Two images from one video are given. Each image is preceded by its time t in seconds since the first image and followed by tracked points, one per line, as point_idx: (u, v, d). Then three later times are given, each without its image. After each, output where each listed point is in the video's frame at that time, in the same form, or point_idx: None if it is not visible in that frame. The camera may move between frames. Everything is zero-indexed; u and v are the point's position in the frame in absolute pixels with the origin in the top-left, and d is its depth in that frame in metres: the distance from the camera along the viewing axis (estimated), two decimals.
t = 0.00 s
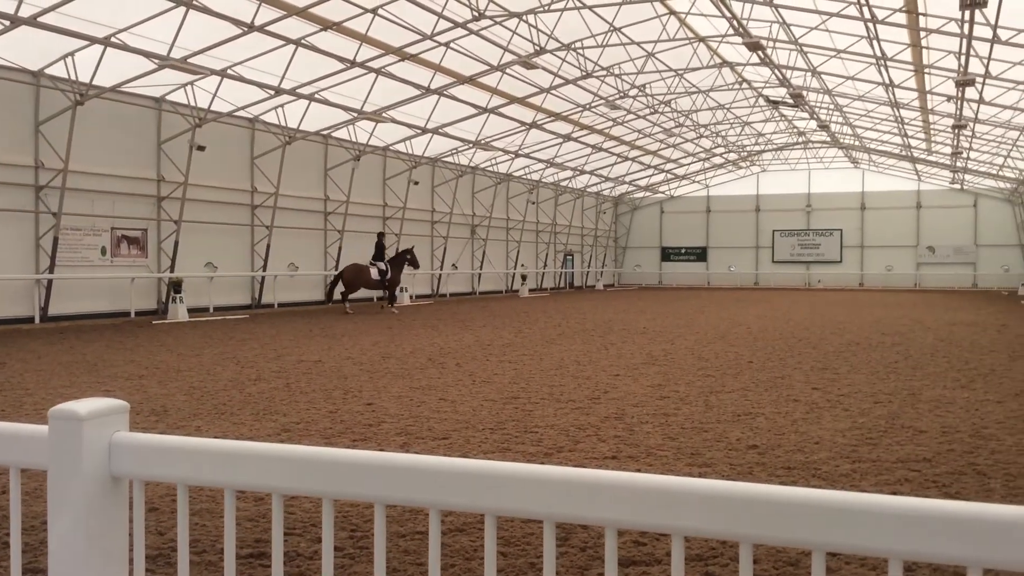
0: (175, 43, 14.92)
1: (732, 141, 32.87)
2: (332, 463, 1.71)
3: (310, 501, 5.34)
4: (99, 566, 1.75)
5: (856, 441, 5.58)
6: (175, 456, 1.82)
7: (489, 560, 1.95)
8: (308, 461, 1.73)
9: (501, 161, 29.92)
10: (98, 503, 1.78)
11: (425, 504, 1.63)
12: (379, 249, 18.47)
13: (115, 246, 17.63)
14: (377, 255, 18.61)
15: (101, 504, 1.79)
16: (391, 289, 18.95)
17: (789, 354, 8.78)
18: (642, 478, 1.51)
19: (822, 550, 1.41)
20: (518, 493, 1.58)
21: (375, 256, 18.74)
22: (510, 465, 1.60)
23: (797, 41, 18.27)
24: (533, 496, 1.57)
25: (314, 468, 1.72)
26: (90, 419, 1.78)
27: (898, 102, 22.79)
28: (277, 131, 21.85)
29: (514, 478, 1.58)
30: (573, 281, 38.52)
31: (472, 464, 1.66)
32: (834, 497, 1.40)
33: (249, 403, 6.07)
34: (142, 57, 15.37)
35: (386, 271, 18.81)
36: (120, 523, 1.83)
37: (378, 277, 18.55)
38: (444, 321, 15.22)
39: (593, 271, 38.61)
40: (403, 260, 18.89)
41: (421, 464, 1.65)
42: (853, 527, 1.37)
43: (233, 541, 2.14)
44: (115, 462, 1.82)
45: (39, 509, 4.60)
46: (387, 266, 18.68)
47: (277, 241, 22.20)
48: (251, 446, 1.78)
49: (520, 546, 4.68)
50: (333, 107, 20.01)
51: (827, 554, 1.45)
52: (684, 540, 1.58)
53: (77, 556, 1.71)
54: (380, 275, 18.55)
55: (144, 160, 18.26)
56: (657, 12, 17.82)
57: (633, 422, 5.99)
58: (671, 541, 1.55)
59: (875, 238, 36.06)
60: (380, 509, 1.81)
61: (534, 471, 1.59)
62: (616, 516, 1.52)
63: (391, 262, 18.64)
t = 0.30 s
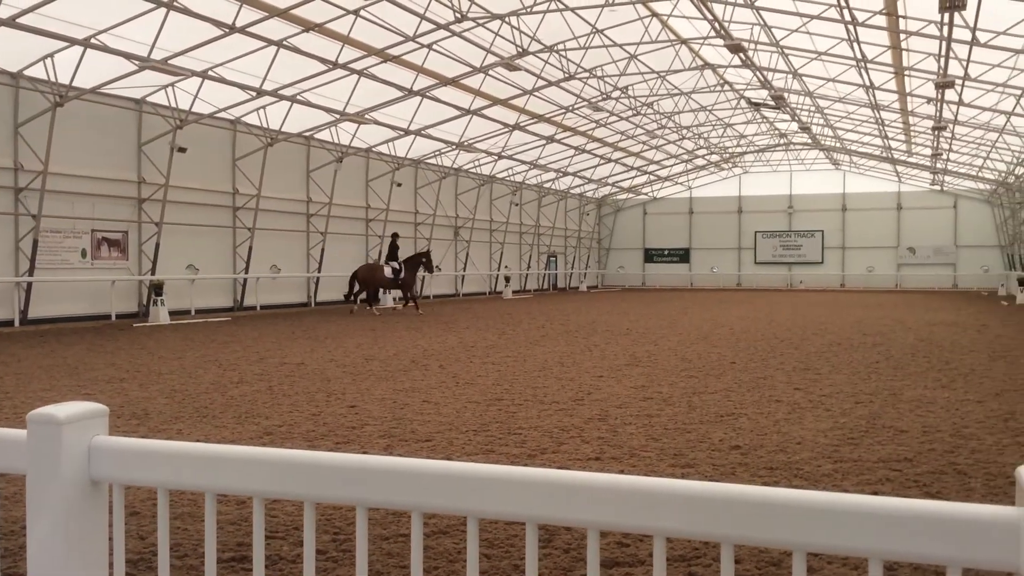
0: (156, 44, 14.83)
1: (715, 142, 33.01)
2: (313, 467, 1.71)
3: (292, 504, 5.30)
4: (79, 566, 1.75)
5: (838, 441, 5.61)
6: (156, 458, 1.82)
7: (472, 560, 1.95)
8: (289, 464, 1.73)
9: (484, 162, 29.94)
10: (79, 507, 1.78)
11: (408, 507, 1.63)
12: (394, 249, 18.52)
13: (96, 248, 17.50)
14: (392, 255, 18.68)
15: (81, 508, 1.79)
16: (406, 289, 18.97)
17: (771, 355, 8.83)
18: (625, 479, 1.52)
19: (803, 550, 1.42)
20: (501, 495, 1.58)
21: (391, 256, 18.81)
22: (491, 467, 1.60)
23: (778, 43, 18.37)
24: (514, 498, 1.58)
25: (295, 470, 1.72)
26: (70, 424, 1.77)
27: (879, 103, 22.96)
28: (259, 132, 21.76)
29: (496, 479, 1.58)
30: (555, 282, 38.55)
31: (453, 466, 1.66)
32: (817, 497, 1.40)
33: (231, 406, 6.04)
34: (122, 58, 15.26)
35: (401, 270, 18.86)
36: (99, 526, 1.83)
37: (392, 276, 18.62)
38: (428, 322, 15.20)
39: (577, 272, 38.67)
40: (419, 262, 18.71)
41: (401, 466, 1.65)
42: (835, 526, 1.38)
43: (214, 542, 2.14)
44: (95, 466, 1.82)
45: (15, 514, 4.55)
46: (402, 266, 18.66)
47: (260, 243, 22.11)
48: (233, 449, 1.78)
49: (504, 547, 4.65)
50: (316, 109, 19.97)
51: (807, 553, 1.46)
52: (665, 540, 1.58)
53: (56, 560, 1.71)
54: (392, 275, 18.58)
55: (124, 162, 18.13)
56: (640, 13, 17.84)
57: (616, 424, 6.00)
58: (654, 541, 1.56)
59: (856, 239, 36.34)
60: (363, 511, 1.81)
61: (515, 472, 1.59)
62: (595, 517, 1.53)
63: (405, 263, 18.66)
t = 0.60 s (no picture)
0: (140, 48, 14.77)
1: (700, 146, 33.12)
2: (297, 472, 1.72)
3: (277, 510, 5.27)
4: (62, 567, 1.75)
5: (823, 443, 5.64)
6: (140, 463, 1.82)
7: (454, 563, 1.96)
8: (273, 468, 1.74)
9: (471, 166, 29.98)
10: (62, 512, 1.77)
11: (395, 513, 1.63)
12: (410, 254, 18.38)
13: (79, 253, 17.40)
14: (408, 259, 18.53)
15: (64, 513, 1.79)
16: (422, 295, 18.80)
17: (757, 357, 8.88)
18: (610, 483, 1.53)
19: (787, 554, 1.43)
20: (487, 498, 1.59)
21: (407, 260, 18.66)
22: (475, 473, 1.61)
23: (763, 48, 18.44)
24: (499, 502, 1.58)
25: (280, 475, 1.73)
26: (53, 428, 1.77)
27: (863, 107, 23.08)
28: (244, 136, 21.71)
29: (481, 483, 1.59)
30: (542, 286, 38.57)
31: (435, 471, 1.67)
32: (801, 500, 1.42)
33: (216, 411, 6.02)
34: (106, 61, 15.19)
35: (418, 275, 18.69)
36: (83, 531, 1.83)
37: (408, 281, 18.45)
38: (415, 326, 15.17)
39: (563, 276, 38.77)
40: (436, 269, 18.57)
41: (388, 471, 1.65)
42: (820, 529, 1.40)
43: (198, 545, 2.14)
44: (78, 472, 1.82)
45: None
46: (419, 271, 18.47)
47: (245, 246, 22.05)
48: (216, 455, 1.78)
49: (489, 551, 4.64)
50: (302, 112, 19.96)
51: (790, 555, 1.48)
52: (650, 544, 1.60)
53: (39, 561, 1.70)
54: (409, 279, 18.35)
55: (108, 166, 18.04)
56: (626, 17, 17.83)
57: (603, 427, 6.02)
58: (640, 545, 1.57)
59: (840, 243, 36.59)
60: (348, 517, 1.81)
61: (501, 476, 1.59)
62: (581, 521, 1.53)
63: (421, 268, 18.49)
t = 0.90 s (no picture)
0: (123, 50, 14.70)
1: (685, 150, 33.24)
2: (278, 475, 1.72)
3: (260, 515, 5.24)
4: (42, 569, 1.75)
5: (806, 445, 5.67)
6: (121, 467, 1.82)
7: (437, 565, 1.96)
8: (256, 473, 1.74)
9: (457, 169, 30.01)
10: (42, 516, 1.77)
11: (377, 515, 1.63)
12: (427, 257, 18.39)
13: (62, 255, 17.31)
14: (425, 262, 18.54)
15: (44, 517, 1.78)
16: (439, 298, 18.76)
17: (740, 360, 8.92)
18: (593, 486, 1.52)
19: (771, 556, 1.43)
20: (470, 502, 1.58)
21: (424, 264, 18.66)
22: (457, 476, 1.60)
23: (747, 52, 18.55)
24: (483, 505, 1.57)
25: (263, 478, 1.72)
26: (33, 432, 1.76)
27: (846, 111, 23.24)
28: (228, 139, 21.64)
29: (465, 487, 1.58)
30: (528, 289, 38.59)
31: (415, 474, 1.66)
32: (785, 503, 1.42)
33: (199, 415, 5.99)
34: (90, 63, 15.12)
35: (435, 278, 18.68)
36: (64, 533, 1.83)
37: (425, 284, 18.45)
38: (401, 330, 15.16)
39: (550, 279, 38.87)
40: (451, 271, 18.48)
41: (370, 475, 1.65)
42: (804, 531, 1.39)
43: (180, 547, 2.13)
44: (60, 475, 1.81)
45: None
46: (434, 274, 18.54)
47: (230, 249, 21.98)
48: (199, 459, 1.77)
49: (473, 555, 4.62)
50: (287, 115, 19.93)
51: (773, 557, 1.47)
52: (635, 548, 1.59)
53: (20, 564, 1.70)
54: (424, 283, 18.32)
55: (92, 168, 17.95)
56: (611, 21, 17.89)
57: (587, 430, 6.03)
58: (622, 549, 1.56)
59: (824, 246, 36.80)
60: (331, 520, 1.80)
61: (484, 479, 1.59)
62: (565, 525, 1.53)
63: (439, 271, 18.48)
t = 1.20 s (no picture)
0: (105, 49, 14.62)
1: (670, 149, 33.34)
2: (259, 477, 1.70)
3: (244, 515, 5.22)
4: (17, 572, 1.74)
5: (790, 443, 5.70)
6: (100, 469, 1.80)
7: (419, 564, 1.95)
8: (237, 474, 1.72)
9: (441, 168, 30.01)
10: (20, 519, 1.76)
11: (358, 516, 1.62)
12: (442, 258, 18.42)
13: (43, 255, 17.19)
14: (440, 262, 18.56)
15: (23, 520, 1.77)
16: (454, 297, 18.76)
17: (724, 358, 8.96)
18: (575, 485, 1.52)
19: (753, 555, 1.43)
20: (451, 503, 1.57)
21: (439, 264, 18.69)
22: (438, 476, 1.60)
23: (731, 52, 18.65)
24: (465, 506, 1.57)
25: (244, 479, 1.71)
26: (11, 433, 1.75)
27: (829, 110, 23.38)
28: (211, 137, 21.52)
29: (445, 487, 1.58)
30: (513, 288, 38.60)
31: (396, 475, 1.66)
32: (768, 502, 1.42)
33: (182, 415, 5.96)
34: (71, 61, 15.02)
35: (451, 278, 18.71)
36: (43, 535, 1.82)
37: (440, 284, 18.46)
38: (386, 329, 15.14)
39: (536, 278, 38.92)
40: (466, 272, 18.44)
41: (352, 476, 1.64)
42: (786, 530, 1.39)
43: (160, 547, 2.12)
44: (39, 476, 1.80)
45: None
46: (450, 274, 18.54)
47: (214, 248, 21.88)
48: (180, 460, 1.76)
49: (458, 554, 4.61)
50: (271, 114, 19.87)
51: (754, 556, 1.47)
52: (616, 547, 1.59)
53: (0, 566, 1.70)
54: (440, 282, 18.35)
55: (74, 167, 17.84)
56: (595, 21, 17.92)
57: (572, 428, 6.04)
58: (604, 548, 1.56)
59: (807, 244, 37.00)
60: (313, 520, 1.80)
61: (465, 479, 1.58)
62: (547, 524, 1.52)
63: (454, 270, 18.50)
